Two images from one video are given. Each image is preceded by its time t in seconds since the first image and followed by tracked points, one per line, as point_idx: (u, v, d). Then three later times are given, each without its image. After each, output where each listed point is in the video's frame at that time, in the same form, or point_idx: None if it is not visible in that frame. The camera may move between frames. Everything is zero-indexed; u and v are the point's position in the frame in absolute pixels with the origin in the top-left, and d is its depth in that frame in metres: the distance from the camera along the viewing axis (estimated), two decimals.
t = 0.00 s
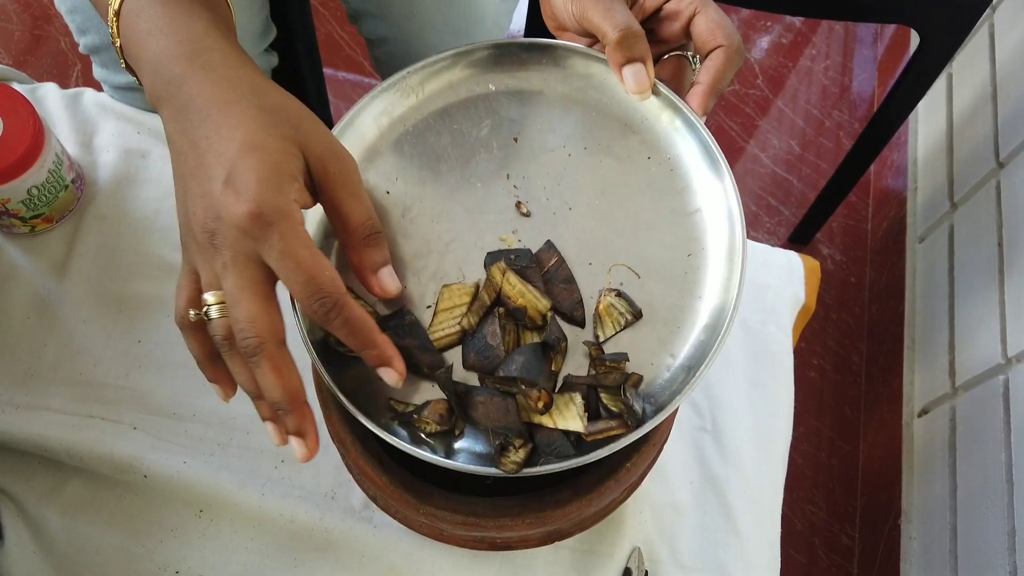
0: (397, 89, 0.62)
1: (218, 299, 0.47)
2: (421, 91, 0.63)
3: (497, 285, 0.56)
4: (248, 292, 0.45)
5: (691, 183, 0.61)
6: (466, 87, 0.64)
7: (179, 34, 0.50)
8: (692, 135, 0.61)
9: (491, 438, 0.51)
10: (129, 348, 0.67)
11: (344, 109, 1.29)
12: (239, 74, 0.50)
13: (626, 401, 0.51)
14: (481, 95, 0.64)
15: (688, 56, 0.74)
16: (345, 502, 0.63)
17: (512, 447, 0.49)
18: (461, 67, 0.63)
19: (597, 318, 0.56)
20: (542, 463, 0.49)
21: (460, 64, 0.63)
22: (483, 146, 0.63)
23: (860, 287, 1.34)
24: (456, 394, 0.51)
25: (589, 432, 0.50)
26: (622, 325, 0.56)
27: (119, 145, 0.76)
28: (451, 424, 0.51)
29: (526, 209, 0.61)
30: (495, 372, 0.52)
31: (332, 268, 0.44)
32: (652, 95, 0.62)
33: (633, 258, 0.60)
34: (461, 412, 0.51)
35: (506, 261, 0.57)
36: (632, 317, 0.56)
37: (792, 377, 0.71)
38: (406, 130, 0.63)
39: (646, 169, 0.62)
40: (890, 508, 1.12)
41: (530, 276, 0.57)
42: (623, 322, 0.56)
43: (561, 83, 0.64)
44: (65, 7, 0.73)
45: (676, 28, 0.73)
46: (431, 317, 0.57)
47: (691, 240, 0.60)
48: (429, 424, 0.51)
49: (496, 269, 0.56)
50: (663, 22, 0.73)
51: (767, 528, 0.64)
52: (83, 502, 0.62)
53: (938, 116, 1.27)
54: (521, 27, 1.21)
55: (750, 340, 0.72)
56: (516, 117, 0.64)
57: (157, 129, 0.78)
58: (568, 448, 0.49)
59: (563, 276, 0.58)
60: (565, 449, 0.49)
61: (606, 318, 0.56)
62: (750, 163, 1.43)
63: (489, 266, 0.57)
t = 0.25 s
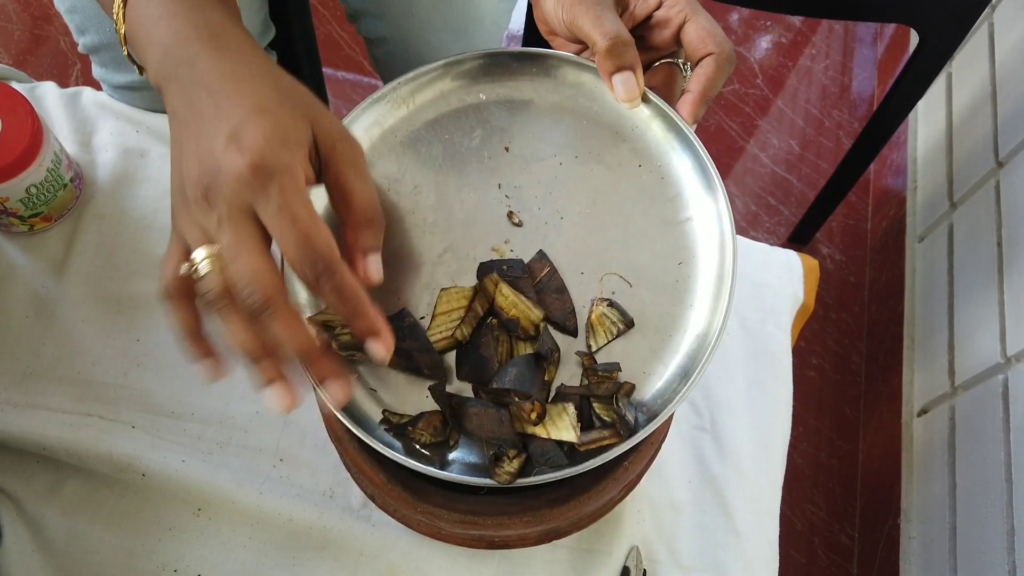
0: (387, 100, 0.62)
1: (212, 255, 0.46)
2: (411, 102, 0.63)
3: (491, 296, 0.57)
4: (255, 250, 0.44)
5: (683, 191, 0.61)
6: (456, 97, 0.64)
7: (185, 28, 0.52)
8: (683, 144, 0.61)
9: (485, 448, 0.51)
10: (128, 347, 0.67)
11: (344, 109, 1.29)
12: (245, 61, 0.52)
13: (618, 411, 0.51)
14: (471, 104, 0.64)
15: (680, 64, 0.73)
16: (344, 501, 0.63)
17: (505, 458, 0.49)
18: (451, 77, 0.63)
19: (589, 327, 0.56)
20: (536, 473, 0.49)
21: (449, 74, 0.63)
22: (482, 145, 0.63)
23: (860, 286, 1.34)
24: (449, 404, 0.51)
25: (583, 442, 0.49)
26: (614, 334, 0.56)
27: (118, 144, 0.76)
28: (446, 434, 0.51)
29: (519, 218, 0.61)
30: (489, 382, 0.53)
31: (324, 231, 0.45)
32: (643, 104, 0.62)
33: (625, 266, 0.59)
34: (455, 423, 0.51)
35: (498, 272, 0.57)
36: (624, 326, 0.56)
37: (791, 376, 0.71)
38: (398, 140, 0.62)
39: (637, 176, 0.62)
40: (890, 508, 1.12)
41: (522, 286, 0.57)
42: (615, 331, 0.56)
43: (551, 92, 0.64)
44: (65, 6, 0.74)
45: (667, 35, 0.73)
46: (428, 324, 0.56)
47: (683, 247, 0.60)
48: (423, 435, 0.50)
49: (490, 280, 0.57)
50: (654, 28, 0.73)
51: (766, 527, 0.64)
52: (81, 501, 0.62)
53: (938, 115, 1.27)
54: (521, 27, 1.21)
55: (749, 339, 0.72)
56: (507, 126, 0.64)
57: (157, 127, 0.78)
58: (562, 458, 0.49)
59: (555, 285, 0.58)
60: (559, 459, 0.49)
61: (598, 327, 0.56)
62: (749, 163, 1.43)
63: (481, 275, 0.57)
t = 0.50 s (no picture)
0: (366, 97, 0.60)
1: (359, 155, 0.47)
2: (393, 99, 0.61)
3: (464, 292, 0.55)
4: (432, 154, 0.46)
5: (664, 188, 0.59)
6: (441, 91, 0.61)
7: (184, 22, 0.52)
8: (663, 141, 0.59)
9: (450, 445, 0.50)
10: (127, 345, 0.67)
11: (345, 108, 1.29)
12: None
13: (588, 411, 0.49)
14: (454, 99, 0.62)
15: (669, 64, 0.73)
16: (345, 499, 0.62)
17: (470, 455, 0.49)
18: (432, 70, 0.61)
19: (564, 325, 0.55)
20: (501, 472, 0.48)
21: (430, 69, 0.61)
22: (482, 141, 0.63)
23: (861, 285, 1.34)
24: (415, 398, 0.50)
25: (549, 441, 0.48)
26: (589, 333, 0.54)
27: (117, 141, 0.75)
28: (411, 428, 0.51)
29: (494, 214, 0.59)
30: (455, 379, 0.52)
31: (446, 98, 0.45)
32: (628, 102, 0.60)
33: (603, 265, 0.57)
34: (421, 417, 0.50)
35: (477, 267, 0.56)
36: (600, 326, 0.55)
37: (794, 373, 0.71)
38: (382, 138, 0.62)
39: (619, 176, 0.60)
40: (892, 507, 1.11)
41: (497, 283, 0.56)
42: (590, 331, 0.55)
43: (537, 87, 0.62)
44: (65, 3, 0.73)
45: (656, 34, 0.72)
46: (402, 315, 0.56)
47: (664, 246, 0.57)
48: (388, 428, 0.50)
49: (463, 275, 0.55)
50: (643, 27, 0.73)
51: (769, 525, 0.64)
52: (80, 499, 0.61)
53: (940, 114, 1.27)
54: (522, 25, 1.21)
55: (752, 336, 0.71)
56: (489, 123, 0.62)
57: (157, 124, 0.77)
58: (527, 456, 0.49)
59: (533, 283, 0.56)
60: (525, 458, 0.49)
61: (572, 326, 0.55)
62: (751, 161, 1.43)
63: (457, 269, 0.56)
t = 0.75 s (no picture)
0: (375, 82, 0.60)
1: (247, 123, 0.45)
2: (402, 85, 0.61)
3: (469, 286, 0.56)
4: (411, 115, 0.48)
5: (675, 182, 0.59)
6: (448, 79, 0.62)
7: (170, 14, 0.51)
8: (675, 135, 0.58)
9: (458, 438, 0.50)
10: (127, 342, 0.67)
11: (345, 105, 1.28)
12: None
13: (598, 405, 0.50)
14: (464, 88, 0.62)
15: (679, 55, 0.72)
16: (346, 497, 0.62)
17: (478, 449, 0.48)
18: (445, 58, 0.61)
19: (573, 319, 0.56)
20: (509, 466, 0.48)
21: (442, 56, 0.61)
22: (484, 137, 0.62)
23: (865, 284, 1.33)
24: (424, 391, 0.51)
25: (559, 436, 0.48)
26: (598, 327, 0.56)
27: (118, 137, 0.75)
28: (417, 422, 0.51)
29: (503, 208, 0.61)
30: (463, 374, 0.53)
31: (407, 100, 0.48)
32: (639, 93, 0.59)
33: (613, 258, 0.58)
34: (429, 411, 0.51)
35: (485, 265, 0.58)
36: (609, 319, 0.56)
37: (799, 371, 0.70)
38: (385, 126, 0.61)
39: (628, 168, 0.60)
40: (896, 507, 1.11)
41: (506, 280, 0.57)
42: (599, 324, 0.56)
43: (547, 77, 0.62)
44: None
45: (665, 24, 0.71)
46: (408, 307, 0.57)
47: (675, 242, 0.58)
48: (395, 421, 0.50)
49: (468, 269, 0.56)
50: (652, 18, 0.72)
51: (774, 524, 0.63)
52: (80, 497, 0.61)
53: (944, 111, 1.26)
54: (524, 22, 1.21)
55: (756, 334, 0.71)
56: (500, 112, 0.62)
57: (158, 120, 0.76)
58: (536, 451, 0.48)
59: (543, 281, 0.57)
60: (534, 452, 0.48)
61: (582, 319, 0.56)
62: (753, 159, 1.42)
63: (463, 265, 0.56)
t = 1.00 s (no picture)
0: (388, 79, 0.60)
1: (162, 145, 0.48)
2: (415, 80, 0.61)
3: (493, 283, 0.56)
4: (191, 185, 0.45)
5: (696, 173, 0.59)
6: (463, 76, 0.62)
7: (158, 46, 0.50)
8: (696, 127, 0.59)
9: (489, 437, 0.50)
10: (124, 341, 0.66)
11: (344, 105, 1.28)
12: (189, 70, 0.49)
13: (629, 400, 0.49)
14: (478, 84, 0.62)
15: (691, 48, 0.71)
16: (345, 497, 0.61)
17: (510, 448, 0.48)
18: (459, 54, 0.61)
19: (599, 313, 0.56)
20: (542, 464, 0.47)
21: (457, 52, 0.61)
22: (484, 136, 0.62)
23: (866, 284, 1.33)
24: (453, 391, 0.50)
25: (592, 433, 0.48)
26: (624, 321, 0.56)
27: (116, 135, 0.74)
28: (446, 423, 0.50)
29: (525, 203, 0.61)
30: (492, 372, 0.52)
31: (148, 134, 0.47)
32: (655, 86, 0.60)
33: (635, 252, 0.59)
34: (458, 411, 0.50)
35: (508, 261, 0.57)
36: (635, 312, 0.56)
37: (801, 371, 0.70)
38: (395, 125, 0.61)
39: (648, 161, 0.61)
40: (897, 507, 1.10)
41: (530, 277, 0.57)
42: (625, 318, 0.56)
43: (559, 72, 0.62)
44: None
45: (679, 17, 0.72)
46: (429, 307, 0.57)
47: (697, 233, 0.58)
48: (425, 423, 0.49)
49: (491, 266, 0.56)
50: (665, 11, 0.72)
51: (776, 524, 0.63)
52: (77, 497, 0.60)
53: (946, 110, 1.26)
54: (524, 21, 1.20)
55: (758, 333, 0.70)
56: (513, 108, 0.62)
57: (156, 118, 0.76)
58: (571, 447, 0.48)
59: (567, 278, 0.57)
60: (565, 450, 0.48)
61: (608, 313, 0.56)
62: (754, 158, 1.42)
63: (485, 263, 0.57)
